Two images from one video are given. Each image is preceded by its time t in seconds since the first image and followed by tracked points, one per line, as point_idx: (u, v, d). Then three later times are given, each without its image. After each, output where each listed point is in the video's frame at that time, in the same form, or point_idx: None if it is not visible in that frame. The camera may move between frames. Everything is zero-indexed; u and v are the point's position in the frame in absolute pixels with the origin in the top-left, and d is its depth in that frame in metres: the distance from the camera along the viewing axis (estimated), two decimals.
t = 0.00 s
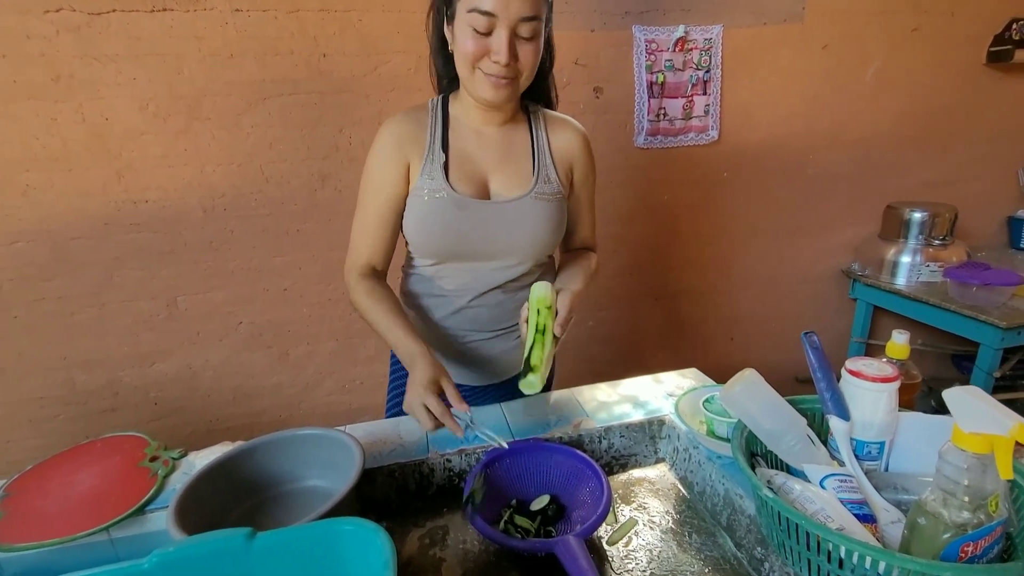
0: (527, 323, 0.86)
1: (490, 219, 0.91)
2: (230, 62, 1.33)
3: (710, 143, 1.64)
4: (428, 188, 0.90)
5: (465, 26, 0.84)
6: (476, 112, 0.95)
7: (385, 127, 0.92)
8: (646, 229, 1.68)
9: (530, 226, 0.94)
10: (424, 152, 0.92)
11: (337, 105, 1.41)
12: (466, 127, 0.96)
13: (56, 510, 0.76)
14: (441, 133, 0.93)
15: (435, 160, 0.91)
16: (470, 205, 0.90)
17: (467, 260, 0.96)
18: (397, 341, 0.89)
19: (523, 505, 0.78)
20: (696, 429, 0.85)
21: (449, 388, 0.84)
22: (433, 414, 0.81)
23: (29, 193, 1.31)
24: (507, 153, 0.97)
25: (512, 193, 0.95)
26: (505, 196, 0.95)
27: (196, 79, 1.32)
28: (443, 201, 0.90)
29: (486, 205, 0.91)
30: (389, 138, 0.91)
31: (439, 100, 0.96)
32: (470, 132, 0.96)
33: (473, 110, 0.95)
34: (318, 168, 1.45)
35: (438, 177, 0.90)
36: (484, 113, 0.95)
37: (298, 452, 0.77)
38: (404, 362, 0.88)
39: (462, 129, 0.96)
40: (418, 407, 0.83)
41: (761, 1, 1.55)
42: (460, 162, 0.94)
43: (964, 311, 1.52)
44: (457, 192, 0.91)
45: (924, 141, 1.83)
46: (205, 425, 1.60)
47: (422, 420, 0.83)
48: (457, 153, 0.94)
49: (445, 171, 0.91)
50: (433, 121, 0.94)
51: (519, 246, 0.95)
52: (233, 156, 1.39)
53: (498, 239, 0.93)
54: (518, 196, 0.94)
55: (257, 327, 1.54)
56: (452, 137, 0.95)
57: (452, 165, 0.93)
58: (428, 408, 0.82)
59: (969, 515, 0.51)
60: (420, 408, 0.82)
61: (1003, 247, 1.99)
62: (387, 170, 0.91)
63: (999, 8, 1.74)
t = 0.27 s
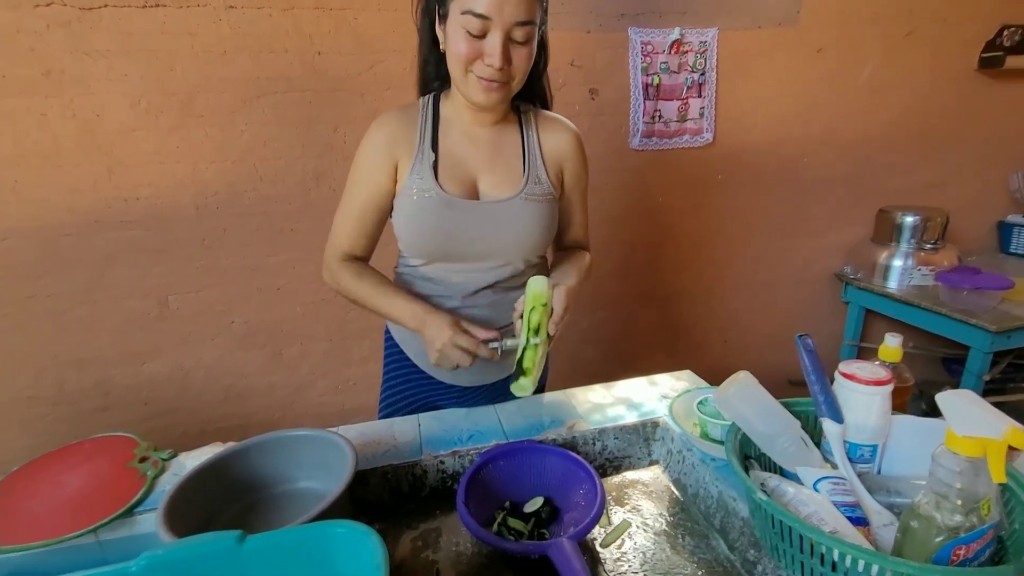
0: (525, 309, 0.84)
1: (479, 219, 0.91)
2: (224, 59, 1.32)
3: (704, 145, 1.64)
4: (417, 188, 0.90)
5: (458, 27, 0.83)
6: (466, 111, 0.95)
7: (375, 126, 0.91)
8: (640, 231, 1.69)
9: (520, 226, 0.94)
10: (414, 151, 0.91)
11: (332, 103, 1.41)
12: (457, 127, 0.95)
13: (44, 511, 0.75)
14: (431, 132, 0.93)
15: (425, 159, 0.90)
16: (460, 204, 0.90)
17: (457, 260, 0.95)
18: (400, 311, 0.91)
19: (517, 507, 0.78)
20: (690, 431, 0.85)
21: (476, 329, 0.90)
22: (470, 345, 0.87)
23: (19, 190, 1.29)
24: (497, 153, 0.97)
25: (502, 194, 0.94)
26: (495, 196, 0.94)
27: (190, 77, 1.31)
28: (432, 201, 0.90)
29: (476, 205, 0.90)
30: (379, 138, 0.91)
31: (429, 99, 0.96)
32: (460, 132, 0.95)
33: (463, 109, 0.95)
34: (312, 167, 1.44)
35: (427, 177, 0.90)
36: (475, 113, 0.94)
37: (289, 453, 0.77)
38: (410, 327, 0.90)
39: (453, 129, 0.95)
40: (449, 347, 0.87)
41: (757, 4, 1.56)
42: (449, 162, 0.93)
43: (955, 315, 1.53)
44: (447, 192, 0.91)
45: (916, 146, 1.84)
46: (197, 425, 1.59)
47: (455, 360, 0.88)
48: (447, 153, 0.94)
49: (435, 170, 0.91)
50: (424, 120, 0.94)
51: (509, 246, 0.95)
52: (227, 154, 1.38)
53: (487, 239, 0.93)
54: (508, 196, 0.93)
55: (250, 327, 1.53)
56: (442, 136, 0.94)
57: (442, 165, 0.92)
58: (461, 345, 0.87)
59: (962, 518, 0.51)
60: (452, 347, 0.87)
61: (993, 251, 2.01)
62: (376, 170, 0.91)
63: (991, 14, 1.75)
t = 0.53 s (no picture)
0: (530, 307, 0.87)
1: (478, 227, 0.92)
2: (225, 66, 1.33)
3: (700, 151, 1.66)
4: (416, 197, 0.91)
5: (451, 38, 0.85)
6: (463, 120, 0.96)
7: (373, 137, 0.93)
8: (637, 236, 1.70)
9: (517, 232, 0.95)
10: (412, 160, 0.93)
11: (332, 110, 1.42)
12: (454, 135, 0.97)
13: (46, 515, 0.76)
14: (429, 141, 0.94)
15: (423, 168, 0.92)
16: (458, 213, 0.91)
17: (456, 267, 0.97)
18: (409, 313, 0.93)
19: (514, 510, 0.79)
20: (685, 434, 0.86)
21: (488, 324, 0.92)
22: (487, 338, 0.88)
23: (19, 195, 1.30)
24: (494, 161, 0.98)
25: (500, 202, 0.96)
26: (492, 203, 0.96)
27: (190, 83, 1.33)
28: (430, 210, 0.91)
29: (474, 213, 0.92)
30: (377, 148, 0.92)
31: (426, 107, 0.97)
32: (457, 141, 0.97)
33: (460, 118, 0.96)
34: (312, 172, 1.45)
35: (426, 186, 0.91)
36: (472, 122, 0.96)
37: (288, 457, 0.78)
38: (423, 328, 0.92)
39: (450, 137, 0.96)
40: (465, 345, 0.89)
41: (752, 12, 1.58)
42: (447, 171, 0.94)
43: (948, 318, 1.54)
44: (445, 200, 0.92)
45: (910, 151, 1.86)
46: (196, 428, 1.59)
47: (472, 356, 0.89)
48: (445, 161, 0.95)
49: (433, 179, 0.92)
50: (421, 129, 0.95)
51: (507, 253, 0.96)
52: (227, 159, 1.39)
53: (485, 246, 0.94)
54: (506, 204, 0.95)
55: (249, 331, 1.54)
56: (440, 144, 0.95)
57: (439, 174, 0.94)
58: (476, 340, 0.88)
59: (948, 518, 0.52)
60: (468, 342, 0.88)
61: (987, 255, 2.02)
62: (375, 179, 0.92)
63: (983, 22, 1.77)
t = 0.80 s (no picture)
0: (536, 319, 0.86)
1: (480, 227, 0.92)
2: (225, 67, 1.33)
3: (700, 152, 1.66)
4: (417, 198, 0.91)
5: (451, 37, 0.84)
6: (464, 120, 0.96)
7: (374, 138, 0.92)
8: (637, 237, 1.70)
9: (520, 232, 0.95)
10: (413, 161, 0.92)
11: (332, 111, 1.42)
12: (455, 136, 0.97)
13: (43, 515, 0.76)
14: (430, 142, 0.94)
15: (425, 170, 0.92)
16: (460, 214, 0.91)
17: (458, 268, 0.96)
18: (400, 355, 0.90)
19: (514, 511, 0.79)
20: (685, 434, 0.86)
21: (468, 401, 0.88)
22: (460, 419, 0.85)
23: (19, 195, 1.30)
24: (496, 161, 0.98)
25: (502, 203, 0.96)
26: (495, 204, 0.96)
27: (191, 84, 1.33)
28: (433, 211, 0.91)
29: (476, 214, 0.91)
30: (378, 149, 0.92)
31: (427, 108, 0.97)
32: (459, 142, 0.96)
33: (461, 119, 0.96)
34: (311, 173, 1.45)
35: (427, 187, 0.91)
36: (473, 122, 0.96)
37: (287, 458, 0.78)
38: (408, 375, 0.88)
39: (451, 138, 0.96)
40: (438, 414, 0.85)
41: (752, 14, 1.58)
42: (450, 172, 0.94)
43: (948, 320, 1.54)
44: (447, 202, 0.92)
45: (910, 153, 1.86)
46: (195, 429, 1.59)
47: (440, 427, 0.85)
48: (446, 162, 0.95)
49: (435, 180, 0.92)
50: (422, 130, 0.95)
51: (509, 253, 0.96)
52: (227, 160, 1.39)
53: (488, 247, 0.94)
54: (508, 204, 0.95)
55: (249, 332, 1.54)
56: (441, 145, 0.95)
57: (441, 174, 0.93)
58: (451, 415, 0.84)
59: (948, 519, 0.52)
60: (442, 415, 0.84)
61: (987, 257, 2.02)
62: (376, 180, 0.92)
63: (982, 24, 1.77)
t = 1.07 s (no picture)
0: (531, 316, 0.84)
1: (479, 229, 0.92)
2: (226, 67, 1.33)
3: (701, 153, 1.66)
4: (416, 199, 0.91)
5: (446, 14, 0.88)
6: (463, 120, 0.96)
7: (372, 137, 0.92)
8: (637, 238, 1.70)
9: (519, 234, 0.94)
10: (412, 162, 0.92)
11: (332, 111, 1.42)
12: (454, 137, 0.96)
13: (42, 516, 0.76)
14: (429, 143, 0.94)
15: (423, 170, 0.91)
16: (459, 215, 0.91)
17: (457, 269, 0.96)
18: (416, 338, 0.91)
19: (514, 513, 0.79)
20: (686, 436, 0.86)
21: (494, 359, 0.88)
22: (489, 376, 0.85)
23: (19, 195, 1.30)
24: (494, 162, 0.98)
25: (500, 204, 0.95)
26: (493, 205, 0.95)
27: (191, 85, 1.32)
28: (430, 212, 0.90)
29: (474, 216, 0.91)
30: (377, 149, 0.92)
31: (426, 109, 0.97)
32: (458, 142, 0.96)
33: (460, 119, 0.96)
34: (311, 174, 1.45)
35: (425, 188, 0.91)
36: (472, 122, 0.95)
37: (287, 459, 0.77)
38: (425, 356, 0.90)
39: (450, 138, 0.96)
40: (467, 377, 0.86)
41: (753, 14, 1.58)
42: (448, 173, 0.94)
43: (949, 321, 1.54)
44: (446, 203, 0.92)
45: (911, 154, 1.86)
46: (194, 429, 1.59)
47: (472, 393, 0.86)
48: (444, 163, 0.94)
49: (433, 181, 0.92)
50: (421, 131, 0.95)
51: (508, 255, 0.96)
52: (227, 160, 1.39)
53: (486, 249, 0.94)
54: (507, 206, 0.94)
55: (249, 332, 1.54)
56: (440, 146, 0.95)
57: (439, 175, 0.93)
58: (479, 376, 0.85)
59: (950, 522, 0.52)
60: (469, 377, 0.85)
61: (988, 258, 2.02)
62: (374, 178, 0.92)
63: (984, 25, 1.77)
